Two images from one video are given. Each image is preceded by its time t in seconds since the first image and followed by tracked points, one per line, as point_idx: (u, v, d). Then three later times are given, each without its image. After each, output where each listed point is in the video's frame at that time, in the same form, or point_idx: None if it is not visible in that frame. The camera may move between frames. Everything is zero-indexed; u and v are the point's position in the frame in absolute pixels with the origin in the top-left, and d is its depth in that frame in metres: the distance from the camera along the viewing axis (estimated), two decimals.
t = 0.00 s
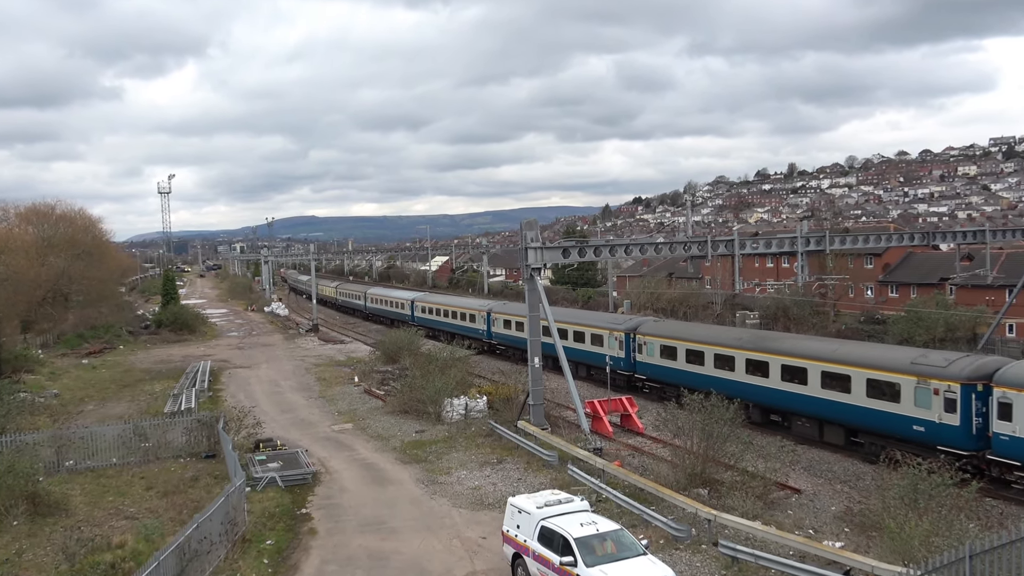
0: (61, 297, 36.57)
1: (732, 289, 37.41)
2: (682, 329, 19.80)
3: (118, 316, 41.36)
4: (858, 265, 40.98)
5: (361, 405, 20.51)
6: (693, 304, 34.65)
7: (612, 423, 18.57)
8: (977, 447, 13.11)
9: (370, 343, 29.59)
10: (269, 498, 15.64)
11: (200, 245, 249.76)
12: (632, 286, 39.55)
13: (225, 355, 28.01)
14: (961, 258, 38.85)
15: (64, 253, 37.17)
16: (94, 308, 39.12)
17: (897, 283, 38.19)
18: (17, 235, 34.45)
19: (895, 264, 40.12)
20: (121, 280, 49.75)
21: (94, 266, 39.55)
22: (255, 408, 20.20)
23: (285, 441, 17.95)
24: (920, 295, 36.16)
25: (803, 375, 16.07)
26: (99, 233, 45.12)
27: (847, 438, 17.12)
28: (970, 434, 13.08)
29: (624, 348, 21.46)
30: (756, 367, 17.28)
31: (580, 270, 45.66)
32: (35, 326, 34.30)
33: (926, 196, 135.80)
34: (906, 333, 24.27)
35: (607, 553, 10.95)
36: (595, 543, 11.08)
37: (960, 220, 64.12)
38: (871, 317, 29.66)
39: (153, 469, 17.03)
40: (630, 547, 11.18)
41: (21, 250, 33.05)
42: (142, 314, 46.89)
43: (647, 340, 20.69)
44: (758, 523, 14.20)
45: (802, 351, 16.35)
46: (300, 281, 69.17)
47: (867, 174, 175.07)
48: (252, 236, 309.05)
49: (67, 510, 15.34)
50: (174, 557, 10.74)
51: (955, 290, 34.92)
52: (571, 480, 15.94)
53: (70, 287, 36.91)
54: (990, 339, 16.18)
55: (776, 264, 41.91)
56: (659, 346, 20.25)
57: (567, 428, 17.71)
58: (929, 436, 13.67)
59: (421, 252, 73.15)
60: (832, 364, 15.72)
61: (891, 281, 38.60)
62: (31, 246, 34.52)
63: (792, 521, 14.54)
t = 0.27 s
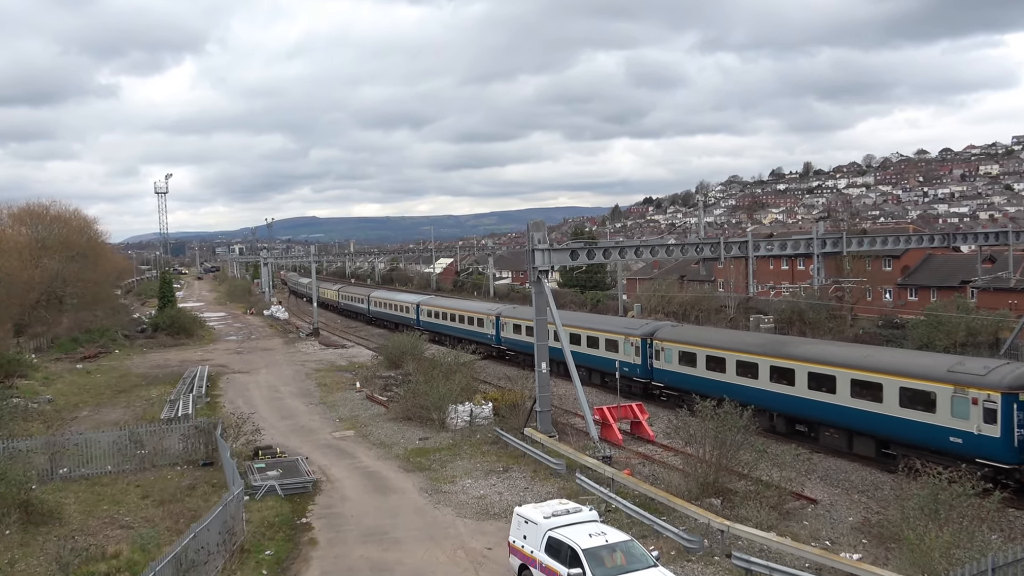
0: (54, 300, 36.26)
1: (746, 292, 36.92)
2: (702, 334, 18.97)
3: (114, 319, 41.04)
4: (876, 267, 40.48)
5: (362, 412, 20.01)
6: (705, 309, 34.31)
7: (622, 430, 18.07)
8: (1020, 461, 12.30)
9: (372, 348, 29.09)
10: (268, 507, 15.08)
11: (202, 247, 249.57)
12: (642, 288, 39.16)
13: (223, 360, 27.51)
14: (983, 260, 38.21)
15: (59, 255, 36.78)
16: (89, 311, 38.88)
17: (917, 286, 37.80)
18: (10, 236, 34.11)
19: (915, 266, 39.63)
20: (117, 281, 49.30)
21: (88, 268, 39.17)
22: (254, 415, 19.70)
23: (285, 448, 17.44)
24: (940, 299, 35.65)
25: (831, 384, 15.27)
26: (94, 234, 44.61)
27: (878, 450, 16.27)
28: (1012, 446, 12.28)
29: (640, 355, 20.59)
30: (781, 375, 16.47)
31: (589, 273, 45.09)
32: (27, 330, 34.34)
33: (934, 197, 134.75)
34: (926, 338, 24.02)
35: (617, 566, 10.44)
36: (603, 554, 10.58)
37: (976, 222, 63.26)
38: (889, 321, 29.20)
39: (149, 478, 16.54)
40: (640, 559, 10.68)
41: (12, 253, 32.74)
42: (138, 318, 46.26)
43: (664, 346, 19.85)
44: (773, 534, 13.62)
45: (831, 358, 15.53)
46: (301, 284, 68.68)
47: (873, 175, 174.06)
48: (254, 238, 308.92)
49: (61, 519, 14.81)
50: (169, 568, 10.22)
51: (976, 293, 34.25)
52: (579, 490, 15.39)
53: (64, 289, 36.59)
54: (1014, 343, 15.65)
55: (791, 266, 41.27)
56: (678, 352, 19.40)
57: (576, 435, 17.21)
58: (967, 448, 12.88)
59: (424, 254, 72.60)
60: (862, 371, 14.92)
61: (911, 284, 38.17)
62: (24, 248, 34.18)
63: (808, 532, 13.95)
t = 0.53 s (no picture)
0: (46, 301, 35.82)
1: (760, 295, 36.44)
2: (721, 340, 18.20)
3: (108, 321, 40.55)
4: (895, 271, 39.95)
5: (363, 418, 19.51)
6: (717, 312, 33.91)
7: (631, 438, 17.56)
8: None
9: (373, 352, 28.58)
10: (266, 515, 14.52)
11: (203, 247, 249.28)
12: (652, 291, 38.74)
13: (219, 364, 26.99)
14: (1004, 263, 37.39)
15: (51, 255, 36.31)
16: (82, 313, 38.45)
17: (936, 290, 37.13)
18: None
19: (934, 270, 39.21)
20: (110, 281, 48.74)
21: (80, 269, 38.76)
22: (251, 421, 19.21)
23: (283, 455, 16.91)
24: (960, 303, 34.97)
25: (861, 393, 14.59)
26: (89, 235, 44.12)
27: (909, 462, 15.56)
28: None
29: (657, 361, 19.78)
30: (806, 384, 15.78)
31: (597, 275, 44.50)
32: (18, 332, 33.97)
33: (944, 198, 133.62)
34: (945, 343, 23.77)
35: None
36: (611, 566, 10.12)
37: (991, 224, 62.42)
38: (907, 326, 28.87)
39: (143, 484, 16.04)
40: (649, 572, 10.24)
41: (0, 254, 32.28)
42: (133, 320, 45.68)
43: (683, 352, 19.07)
44: (787, 546, 13.06)
45: (861, 366, 14.81)
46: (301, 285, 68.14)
47: (887, 175, 171.30)
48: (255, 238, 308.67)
49: (52, 527, 14.24)
50: None
51: (998, 297, 33.44)
52: (586, 499, 14.84)
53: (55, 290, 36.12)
54: None
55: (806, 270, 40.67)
56: (696, 359, 18.66)
57: (583, 442, 16.71)
58: (1008, 462, 12.22)
59: (427, 255, 72.03)
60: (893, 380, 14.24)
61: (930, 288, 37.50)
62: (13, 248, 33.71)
63: (823, 544, 13.41)
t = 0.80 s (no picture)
0: (39, 303, 35.36)
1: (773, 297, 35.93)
2: (742, 345, 17.49)
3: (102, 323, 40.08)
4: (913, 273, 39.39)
5: (365, 423, 19.07)
6: (729, 314, 33.42)
7: (640, 444, 17.10)
8: None
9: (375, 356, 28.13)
10: (264, 523, 14.03)
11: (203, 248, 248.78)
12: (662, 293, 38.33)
13: (217, 368, 26.55)
14: None
15: (44, 255, 35.88)
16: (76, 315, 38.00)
17: (956, 292, 36.41)
18: None
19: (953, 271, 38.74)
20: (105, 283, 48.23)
21: (73, 270, 38.43)
22: (249, 426, 18.77)
23: (282, 462, 16.46)
24: (980, 305, 34.33)
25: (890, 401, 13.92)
26: (83, 235, 43.83)
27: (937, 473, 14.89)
28: None
29: (674, 367, 19.04)
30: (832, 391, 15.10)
31: (605, 277, 43.94)
32: (10, 334, 33.40)
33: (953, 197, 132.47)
34: (965, 346, 23.54)
35: None
36: None
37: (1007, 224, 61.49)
38: (926, 327, 28.48)
39: (139, 491, 15.60)
40: None
41: None
42: (128, 322, 45.11)
43: (701, 357, 18.35)
44: (801, 556, 12.56)
45: (890, 373, 14.12)
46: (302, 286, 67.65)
47: (905, 173, 167.44)
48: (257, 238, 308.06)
49: (44, 535, 13.78)
50: None
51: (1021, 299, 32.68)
52: (594, 507, 14.35)
53: (48, 292, 35.66)
54: None
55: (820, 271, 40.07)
56: (715, 364, 17.95)
57: (590, 449, 16.26)
58: None
59: (429, 256, 71.50)
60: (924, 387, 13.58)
61: (949, 290, 36.91)
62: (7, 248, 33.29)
63: (838, 554, 12.90)
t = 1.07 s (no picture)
0: (32, 303, 34.85)
1: (787, 298, 35.57)
2: (764, 349, 16.84)
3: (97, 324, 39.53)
4: (932, 273, 38.96)
5: (366, 428, 18.64)
6: (742, 316, 32.98)
7: (650, 450, 16.68)
8: None
9: (377, 358, 27.70)
10: (263, 530, 13.58)
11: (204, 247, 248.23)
12: (673, 294, 37.87)
13: (215, 370, 26.12)
14: None
15: (39, 254, 35.45)
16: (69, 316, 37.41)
17: (975, 294, 36.13)
18: None
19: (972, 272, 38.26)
20: (99, 282, 47.70)
21: (67, 269, 38.40)
22: (248, 430, 18.36)
23: (282, 467, 16.03)
24: (1000, 307, 33.94)
25: (920, 408, 13.30)
26: (77, 233, 43.70)
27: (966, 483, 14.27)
28: None
29: (692, 371, 18.39)
30: (858, 397, 14.49)
31: (614, 277, 43.46)
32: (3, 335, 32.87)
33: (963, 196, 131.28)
34: (985, 349, 23.00)
35: None
36: None
37: None
38: (944, 330, 27.99)
39: (134, 497, 15.18)
40: None
41: None
42: (124, 322, 44.65)
43: (720, 362, 17.71)
44: (816, 565, 12.08)
45: (922, 379, 13.45)
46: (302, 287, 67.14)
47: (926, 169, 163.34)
48: (258, 237, 307.73)
49: (37, 541, 13.36)
50: None
51: None
52: (602, 514, 13.87)
53: (42, 292, 35.15)
54: None
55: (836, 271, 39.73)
56: (735, 369, 17.31)
57: (598, 455, 15.84)
58: None
59: (432, 257, 70.98)
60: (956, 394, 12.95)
61: (968, 292, 36.56)
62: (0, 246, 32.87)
63: (854, 563, 12.40)
